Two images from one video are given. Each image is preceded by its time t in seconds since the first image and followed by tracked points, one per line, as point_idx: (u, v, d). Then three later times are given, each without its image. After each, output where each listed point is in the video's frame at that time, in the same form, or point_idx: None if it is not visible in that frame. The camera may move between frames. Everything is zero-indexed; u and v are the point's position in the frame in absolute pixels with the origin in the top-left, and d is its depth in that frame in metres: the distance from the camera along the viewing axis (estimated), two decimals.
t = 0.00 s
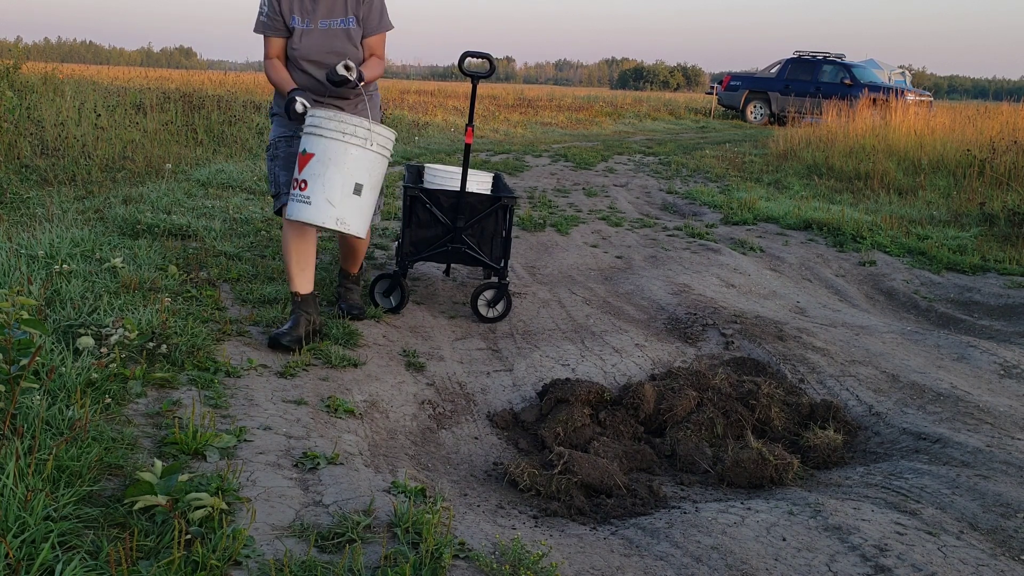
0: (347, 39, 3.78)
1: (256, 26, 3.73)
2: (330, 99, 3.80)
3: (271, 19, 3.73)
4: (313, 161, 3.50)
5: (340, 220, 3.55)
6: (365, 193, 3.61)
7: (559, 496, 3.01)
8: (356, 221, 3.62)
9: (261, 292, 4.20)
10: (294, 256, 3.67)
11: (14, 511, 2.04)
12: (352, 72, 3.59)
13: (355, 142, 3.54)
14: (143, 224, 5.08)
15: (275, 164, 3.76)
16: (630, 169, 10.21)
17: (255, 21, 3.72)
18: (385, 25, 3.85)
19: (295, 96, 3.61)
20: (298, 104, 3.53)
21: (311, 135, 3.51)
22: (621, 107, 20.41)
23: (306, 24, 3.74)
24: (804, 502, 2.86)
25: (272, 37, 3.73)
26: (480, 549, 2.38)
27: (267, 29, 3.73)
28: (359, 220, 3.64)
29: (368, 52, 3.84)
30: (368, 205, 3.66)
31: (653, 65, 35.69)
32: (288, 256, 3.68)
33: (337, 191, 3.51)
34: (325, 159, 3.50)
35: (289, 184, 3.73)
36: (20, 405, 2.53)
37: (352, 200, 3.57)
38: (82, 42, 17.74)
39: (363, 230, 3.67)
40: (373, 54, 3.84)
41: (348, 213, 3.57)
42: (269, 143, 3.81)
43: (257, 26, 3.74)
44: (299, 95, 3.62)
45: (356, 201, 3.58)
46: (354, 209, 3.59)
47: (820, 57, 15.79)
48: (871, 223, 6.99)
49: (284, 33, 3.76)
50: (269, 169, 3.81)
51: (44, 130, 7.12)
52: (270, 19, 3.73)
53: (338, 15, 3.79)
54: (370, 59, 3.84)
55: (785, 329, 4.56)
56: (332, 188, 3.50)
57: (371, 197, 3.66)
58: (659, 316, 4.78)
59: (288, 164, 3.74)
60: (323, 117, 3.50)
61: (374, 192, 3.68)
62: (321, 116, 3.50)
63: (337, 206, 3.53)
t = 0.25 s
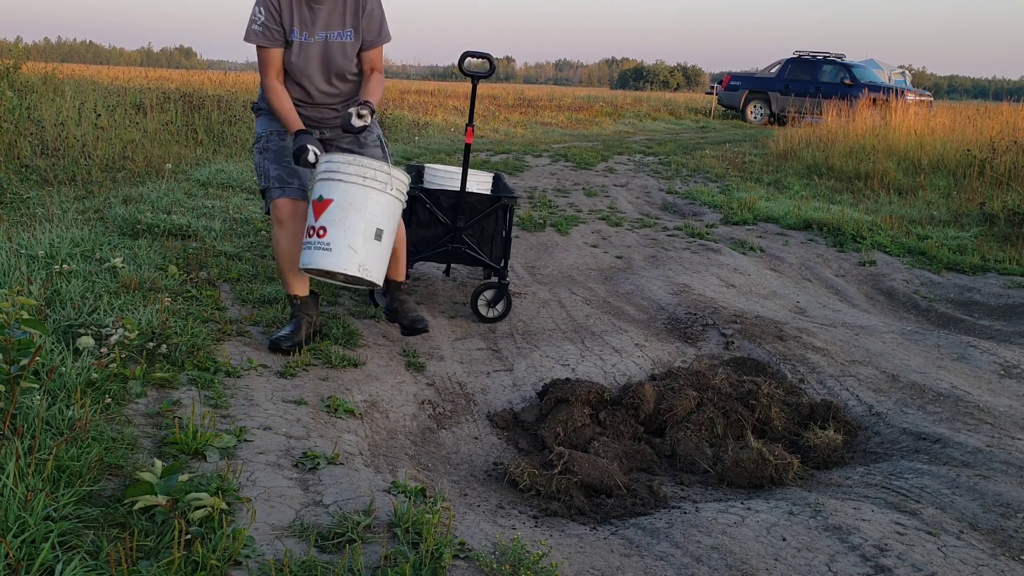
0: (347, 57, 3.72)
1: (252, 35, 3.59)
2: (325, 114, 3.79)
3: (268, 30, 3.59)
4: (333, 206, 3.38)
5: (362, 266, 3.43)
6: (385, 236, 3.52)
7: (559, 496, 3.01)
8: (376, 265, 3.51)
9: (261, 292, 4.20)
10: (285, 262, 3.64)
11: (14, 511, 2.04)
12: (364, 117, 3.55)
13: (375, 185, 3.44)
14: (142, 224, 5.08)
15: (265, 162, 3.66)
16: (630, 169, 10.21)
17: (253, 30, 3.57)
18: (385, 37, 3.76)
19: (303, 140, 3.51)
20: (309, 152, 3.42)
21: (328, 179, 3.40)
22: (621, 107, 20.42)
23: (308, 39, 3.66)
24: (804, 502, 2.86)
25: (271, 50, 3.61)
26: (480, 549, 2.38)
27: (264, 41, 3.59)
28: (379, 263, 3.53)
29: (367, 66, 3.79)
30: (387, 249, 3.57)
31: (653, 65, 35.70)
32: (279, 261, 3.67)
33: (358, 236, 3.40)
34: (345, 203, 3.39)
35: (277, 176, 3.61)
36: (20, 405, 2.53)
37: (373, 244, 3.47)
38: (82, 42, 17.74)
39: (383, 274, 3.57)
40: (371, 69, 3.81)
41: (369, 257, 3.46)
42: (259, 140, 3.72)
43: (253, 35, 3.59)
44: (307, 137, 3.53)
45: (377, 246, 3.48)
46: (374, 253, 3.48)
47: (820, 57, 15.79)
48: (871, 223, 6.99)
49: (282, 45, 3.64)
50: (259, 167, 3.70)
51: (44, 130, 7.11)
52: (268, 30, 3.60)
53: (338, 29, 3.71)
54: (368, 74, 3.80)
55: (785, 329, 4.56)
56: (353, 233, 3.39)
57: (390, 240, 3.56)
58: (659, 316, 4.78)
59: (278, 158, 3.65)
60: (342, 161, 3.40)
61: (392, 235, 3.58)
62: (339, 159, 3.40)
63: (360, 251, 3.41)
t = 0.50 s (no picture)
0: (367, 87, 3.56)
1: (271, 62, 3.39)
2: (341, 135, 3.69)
3: (289, 60, 3.40)
4: (330, 264, 3.43)
5: (355, 322, 3.47)
6: (384, 294, 3.47)
7: (559, 496, 3.01)
8: (375, 322, 3.50)
9: (260, 292, 4.20)
10: (284, 265, 3.61)
11: (14, 511, 2.04)
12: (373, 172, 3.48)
13: (372, 245, 3.38)
14: (142, 224, 5.08)
15: (274, 164, 3.58)
16: (630, 169, 10.21)
17: (272, 59, 3.38)
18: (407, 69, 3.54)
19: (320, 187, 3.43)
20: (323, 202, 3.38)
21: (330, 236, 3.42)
22: (621, 107, 20.42)
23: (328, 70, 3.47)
24: (804, 502, 2.86)
25: (291, 80, 3.43)
26: (480, 549, 2.38)
27: (284, 70, 3.41)
28: (380, 319, 3.52)
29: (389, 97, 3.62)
30: (389, 305, 3.52)
31: (653, 65, 35.71)
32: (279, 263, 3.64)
33: (353, 294, 3.43)
34: (342, 261, 3.41)
35: (284, 178, 3.55)
36: (20, 405, 2.53)
37: (369, 304, 3.46)
38: (82, 42, 17.74)
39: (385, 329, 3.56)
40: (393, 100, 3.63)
41: (365, 314, 3.47)
42: (271, 142, 3.66)
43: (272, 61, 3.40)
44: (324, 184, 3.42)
45: (373, 305, 3.46)
46: (371, 311, 3.47)
47: (820, 57, 15.79)
48: (871, 223, 6.99)
49: (302, 74, 3.45)
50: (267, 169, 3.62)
51: (44, 130, 7.11)
52: (289, 59, 3.40)
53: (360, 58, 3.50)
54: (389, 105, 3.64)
55: (785, 329, 4.56)
56: (348, 291, 3.43)
57: (392, 297, 3.51)
58: (659, 316, 4.78)
59: (287, 161, 3.58)
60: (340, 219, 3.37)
61: (396, 291, 3.51)
62: (338, 218, 3.37)
63: (355, 310, 3.45)
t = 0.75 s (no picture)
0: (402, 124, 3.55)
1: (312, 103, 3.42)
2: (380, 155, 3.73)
3: (329, 103, 3.41)
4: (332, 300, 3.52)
5: (338, 361, 3.49)
6: (367, 341, 3.44)
7: (559, 496, 3.01)
8: (358, 365, 3.49)
9: (260, 292, 4.21)
10: (296, 264, 3.61)
11: (14, 511, 2.04)
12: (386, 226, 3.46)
13: (360, 292, 3.38)
14: (142, 224, 5.08)
15: (305, 164, 3.59)
16: (630, 169, 10.21)
17: (314, 101, 3.40)
18: (443, 113, 3.47)
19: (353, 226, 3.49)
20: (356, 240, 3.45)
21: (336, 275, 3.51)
22: (621, 107, 20.42)
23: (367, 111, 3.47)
24: (804, 502, 2.86)
25: (333, 120, 3.46)
26: (480, 549, 2.38)
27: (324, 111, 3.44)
28: (363, 365, 3.50)
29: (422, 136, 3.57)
30: (376, 354, 3.49)
31: (653, 65, 35.71)
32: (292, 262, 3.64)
33: (340, 335, 3.47)
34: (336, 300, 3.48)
35: (313, 177, 3.55)
36: (20, 405, 2.53)
37: (352, 348, 3.46)
38: (82, 42, 17.73)
39: (368, 374, 3.53)
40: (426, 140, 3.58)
41: (346, 356, 3.48)
42: (309, 142, 3.68)
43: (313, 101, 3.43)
44: (361, 223, 3.45)
45: (355, 348, 3.46)
46: (354, 355, 3.47)
47: (820, 57, 15.79)
48: (871, 223, 6.99)
49: (344, 114, 3.46)
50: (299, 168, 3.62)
51: (44, 130, 7.11)
52: (329, 102, 3.41)
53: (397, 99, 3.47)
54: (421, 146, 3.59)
55: (785, 329, 4.56)
56: (335, 330, 3.48)
57: (378, 345, 3.46)
58: (659, 316, 4.78)
59: (320, 162, 3.59)
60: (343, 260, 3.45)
61: (383, 341, 3.46)
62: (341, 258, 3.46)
63: (339, 350, 3.49)
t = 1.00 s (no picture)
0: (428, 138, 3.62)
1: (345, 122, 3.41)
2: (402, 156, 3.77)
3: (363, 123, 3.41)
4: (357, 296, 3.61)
5: (345, 354, 3.56)
6: (367, 340, 3.46)
7: (559, 496, 3.01)
8: (358, 362, 3.53)
9: (261, 292, 4.20)
10: (305, 264, 3.63)
11: (14, 511, 2.04)
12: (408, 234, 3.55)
13: (365, 290, 3.43)
14: (142, 224, 5.08)
15: (326, 166, 3.60)
16: (630, 169, 10.21)
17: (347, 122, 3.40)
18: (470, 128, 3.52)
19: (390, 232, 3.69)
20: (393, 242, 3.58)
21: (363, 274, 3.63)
22: (621, 107, 20.42)
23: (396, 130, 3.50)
24: (804, 502, 2.86)
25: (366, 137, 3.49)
26: (480, 549, 2.38)
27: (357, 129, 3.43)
28: (366, 364, 3.52)
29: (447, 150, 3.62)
30: (378, 355, 3.49)
31: (653, 65, 35.71)
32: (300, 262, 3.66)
33: (350, 331, 3.55)
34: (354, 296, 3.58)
35: (332, 180, 3.57)
36: (20, 405, 2.53)
37: (356, 344, 3.51)
38: (82, 42, 17.73)
39: (369, 374, 3.53)
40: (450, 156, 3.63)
41: (352, 352, 3.54)
42: (328, 142, 3.68)
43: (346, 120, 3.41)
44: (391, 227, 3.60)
45: (357, 345, 3.50)
46: (358, 352, 3.51)
47: (820, 57, 15.79)
48: (871, 223, 6.99)
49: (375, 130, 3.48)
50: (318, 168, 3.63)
51: (44, 130, 7.11)
52: (362, 122, 3.41)
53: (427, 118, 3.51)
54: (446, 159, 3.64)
55: (785, 329, 4.56)
56: (347, 326, 3.56)
57: (378, 347, 3.46)
58: (659, 316, 4.78)
59: (339, 165, 3.60)
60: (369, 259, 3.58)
61: (383, 343, 3.45)
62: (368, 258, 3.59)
63: (347, 344, 3.55)
